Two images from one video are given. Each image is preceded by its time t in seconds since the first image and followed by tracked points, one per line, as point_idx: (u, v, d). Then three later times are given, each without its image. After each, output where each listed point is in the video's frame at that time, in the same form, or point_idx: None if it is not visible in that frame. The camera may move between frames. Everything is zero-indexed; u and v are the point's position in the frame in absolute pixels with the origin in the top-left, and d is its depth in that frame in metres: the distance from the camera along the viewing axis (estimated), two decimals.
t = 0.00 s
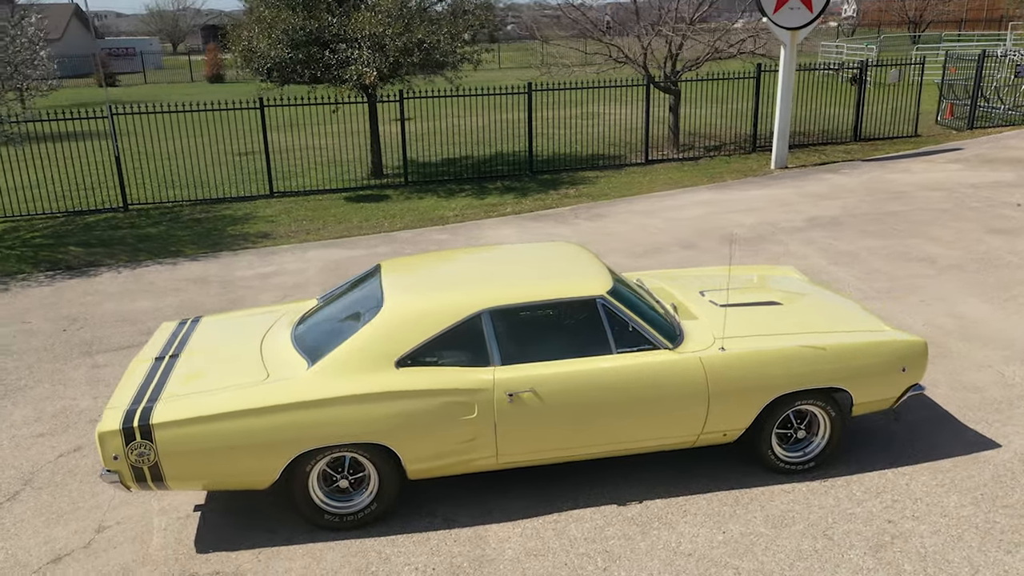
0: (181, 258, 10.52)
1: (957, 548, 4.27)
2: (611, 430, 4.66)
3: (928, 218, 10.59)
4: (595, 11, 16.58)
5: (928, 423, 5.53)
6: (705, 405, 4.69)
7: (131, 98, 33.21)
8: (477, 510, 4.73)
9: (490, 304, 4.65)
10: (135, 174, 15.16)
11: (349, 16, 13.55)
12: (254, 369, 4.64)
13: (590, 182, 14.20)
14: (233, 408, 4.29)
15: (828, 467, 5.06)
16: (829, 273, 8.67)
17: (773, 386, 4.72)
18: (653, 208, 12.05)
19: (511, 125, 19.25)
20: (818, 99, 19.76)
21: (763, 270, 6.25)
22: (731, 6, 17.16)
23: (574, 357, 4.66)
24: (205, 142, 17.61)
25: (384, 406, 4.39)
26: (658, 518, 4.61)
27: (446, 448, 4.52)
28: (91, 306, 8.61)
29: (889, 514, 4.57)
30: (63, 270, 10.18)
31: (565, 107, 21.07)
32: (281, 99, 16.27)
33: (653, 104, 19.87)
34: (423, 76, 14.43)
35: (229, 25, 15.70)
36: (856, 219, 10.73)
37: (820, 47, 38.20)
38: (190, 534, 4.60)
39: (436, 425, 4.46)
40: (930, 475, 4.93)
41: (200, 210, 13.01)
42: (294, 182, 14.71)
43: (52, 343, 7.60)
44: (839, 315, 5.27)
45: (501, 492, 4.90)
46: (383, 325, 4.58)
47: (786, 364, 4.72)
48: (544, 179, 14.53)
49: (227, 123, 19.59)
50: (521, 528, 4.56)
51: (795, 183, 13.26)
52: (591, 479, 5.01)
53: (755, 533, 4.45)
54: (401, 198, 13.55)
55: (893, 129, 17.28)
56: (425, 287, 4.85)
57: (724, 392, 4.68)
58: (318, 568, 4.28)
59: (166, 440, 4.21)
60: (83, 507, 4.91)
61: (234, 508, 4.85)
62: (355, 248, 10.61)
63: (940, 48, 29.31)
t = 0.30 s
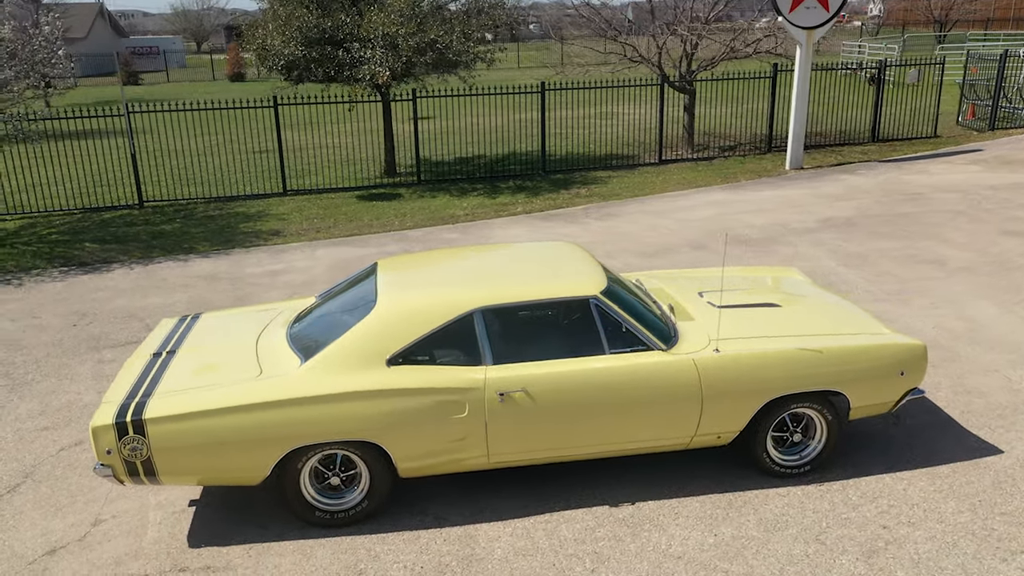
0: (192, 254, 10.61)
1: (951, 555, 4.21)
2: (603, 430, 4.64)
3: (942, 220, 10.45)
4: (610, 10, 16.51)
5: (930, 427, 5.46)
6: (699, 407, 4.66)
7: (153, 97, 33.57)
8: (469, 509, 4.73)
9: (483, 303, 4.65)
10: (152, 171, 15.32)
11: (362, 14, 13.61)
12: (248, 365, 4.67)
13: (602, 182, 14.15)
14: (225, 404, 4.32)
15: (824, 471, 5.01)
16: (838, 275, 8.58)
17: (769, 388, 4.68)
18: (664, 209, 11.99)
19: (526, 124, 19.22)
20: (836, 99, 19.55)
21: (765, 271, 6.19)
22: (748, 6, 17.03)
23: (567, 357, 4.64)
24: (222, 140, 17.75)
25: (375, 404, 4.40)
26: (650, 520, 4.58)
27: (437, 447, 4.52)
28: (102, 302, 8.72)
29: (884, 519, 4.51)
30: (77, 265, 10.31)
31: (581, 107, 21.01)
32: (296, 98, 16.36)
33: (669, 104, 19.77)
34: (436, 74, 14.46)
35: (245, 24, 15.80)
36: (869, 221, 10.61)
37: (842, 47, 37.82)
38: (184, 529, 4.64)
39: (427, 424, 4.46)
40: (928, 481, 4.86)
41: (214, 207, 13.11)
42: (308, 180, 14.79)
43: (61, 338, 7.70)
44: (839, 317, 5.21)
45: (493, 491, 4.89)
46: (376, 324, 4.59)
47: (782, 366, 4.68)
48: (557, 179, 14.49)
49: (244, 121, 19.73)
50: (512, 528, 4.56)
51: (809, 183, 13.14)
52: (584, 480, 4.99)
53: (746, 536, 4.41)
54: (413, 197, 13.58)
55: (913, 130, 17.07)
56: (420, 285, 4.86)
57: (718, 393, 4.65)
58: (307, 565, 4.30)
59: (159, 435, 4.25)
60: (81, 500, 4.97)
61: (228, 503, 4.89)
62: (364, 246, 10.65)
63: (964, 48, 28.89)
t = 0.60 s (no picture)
0: (204, 252, 10.71)
1: (945, 564, 4.14)
2: (595, 432, 4.62)
3: (958, 223, 10.29)
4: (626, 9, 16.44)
5: (932, 433, 5.38)
6: (691, 410, 4.62)
7: (176, 95, 33.95)
8: (460, 509, 4.73)
9: (474, 302, 4.64)
10: (169, 168, 15.49)
11: (375, 13, 13.66)
12: (242, 363, 4.70)
13: (616, 182, 14.09)
14: (216, 401, 4.35)
15: (821, 476, 4.95)
16: (847, 278, 8.48)
17: (763, 392, 4.63)
18: (676, 209, 11.92)
19: (542, 124, 19.21)
20: (856, 99, 19.34)
21: (768, 273, 6.13)
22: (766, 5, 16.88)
23: (559, 358, 4.62)
24: (239, 138, 17.90)
25: (366, 403, 4.41)
26: (641, 524, 4.55)
27: (427, 447, 4.52)
28: (113, 298, 8.82)
29: (879, 526, 4.45)
30: (91, 262, 10.45)
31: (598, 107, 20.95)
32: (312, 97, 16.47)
33: (686, 104, 19.65)
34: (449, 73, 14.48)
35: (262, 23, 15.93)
36: (882, 223, 10.47)
37: (866, 47, 37.38)
38: (177, 524, 4.68)
39: (417, 423, 4.47)
40: (927, 487, 4.79)
41: (229, 205, 13.22)
42: (322, 178, 14.87)
43: (71, 333, 7.80)
44: (839, 321, 5.15)
45: (485, 492, 4.89)
46: (368, 324, 4.60)
47: (776, 369, 4.63)
48: (570, 179, 14.45)
49: (262, 119, 19.89)
50: (501, 529, 4.55)
51: (825, 185, 13.00)
52: (578, 482, 4.97)
53: (737, 541, 4.37)
54: (425, 196, 13.61)
55: (933, 131, 16.83)
56: (413, 285, 4.86)
57: (711, 396, 4.61)
58: (296, 562, 4.32)
59: (151, 431, 4.29)
60: (79, 494, 5.03)
61: (223, 499, 4.92)
62: (374, 245, 10.69)
63: (991, 48, 28.44)
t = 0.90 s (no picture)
0: (216, 249, 10.80)
1: (939, 572, 4.07)
2: (588, 434, 4.60)
3: (975, 225, 10.13)
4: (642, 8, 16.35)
5: (934, 439, 5.30)
6: (685, 413, 4.59)
7: (199, 93, 34.32)
8: (452, 509, 4.73)
9: (468, 302, 4.63)
10: (187, 166, 15.65)
11: (390, 12, 13.69)
12: (237, 360, 4.72)
13: (629, 182, 14.03)
14: (210, 398, 4.38)
15: (818, 481, 4.89)
16: (857, 281, 8.38)
17: (758, 395, 4.59)
18: (689, 209, 11.84)
19: (558, 123, 19.17)
20: (876, 99, 19.09)
21: (771, 275, 6.06)
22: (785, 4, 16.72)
23: (551, 359, 4.60)
24: (257, 136, 18.04)
25: (357, 401, 4.42)
26: (633, 526, 4.52)
27: (419, 446, 4.52)
28: (124, 294, 8.92)
29: (874, 533, 4.39)
30: (105, 258, 10.57)
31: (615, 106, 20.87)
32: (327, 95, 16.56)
33: (704, 104, 19.52)
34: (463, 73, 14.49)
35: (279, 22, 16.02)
36: (896, 225, 10.34)
37: (891, 46, 36.89)
38: (172, 520, 4.72)
39: (408, 423, 4.47)
40: (925, 495, 4.71)
41: (243, 203, 13.33)
42: (337, 177, 14.96)
43: (81, 329, 7.90)
44: (839, 324, 5.08)
45: (478, 492, 4.88)
46: (362, 323, 4.61)
47: (772, 373, 4.58)
48: (584, 179, 14.40)
49: (280, 118, 20.02)
50: (492, 529, 4.54)
51: (840, 186, 12.85)
52: (571, 483, 4.94)
53: (729, 546, 4.33)
54: (438, 195, 13.64)
55: (955, 132, 16.58)
56: (408, 285, 4.86)
57: (705, 399, 4.57)
58: (286, 560, 4.34)
59: (144, 427, 4.33)
60: (77, 488, 5.09)
61: (218, 495, 4.96)
62: (384, 244, 10.72)
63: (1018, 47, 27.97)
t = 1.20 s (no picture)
0: (229, 245, 10.91)
1: None
2: (581, 432, 4.60)
3: (990, 227, 9.99)
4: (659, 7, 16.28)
5: (935, 442, 5.23)
6: (678, 412, 4.57)
7: (221, 92, 34.67)
8: (445, 505, 4.74)
9: (462, 299, 4.65)
10: (204, 163, 15.81)
11: (405, 11, 13.74)
12: (234, 355, 4.77)
13: (643, 182, 13.97)
14: (205, 392, 4.43)
15: (814, 483, 4.85)
16: (867, 283, 8.29)
17: (752, 396, 4.56)
18: (701, 210, 11.78)
19: (574, 123, 19.15)
20: (897, 100, 18.88)
21: (774, 275, 6.03)
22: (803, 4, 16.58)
23: (544, 358, 4.61)
24: (274, 134, 18.18)
25: (350, 397, 4.45)
26: (624, 526, 4.51)
27: (412, 443, 4.55)
28: (136, 289, 9.03)
29: (867, 536, 4.35)
30: (119, 254, 10.70)
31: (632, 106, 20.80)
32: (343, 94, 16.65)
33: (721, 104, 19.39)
34: (478, 72, 14.52)
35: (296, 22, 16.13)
36: (910, 226, 10.22)
37: (916, 46, 36.44)
38: (169, 511, 4.78)
39: (400, 419, 4.49)
40: (923, 498, 4.66)
41: (258, 200, 13.44)
42: (351, 175, 15.05)
43: (92, 323, 8.01)
44: (838, 325, 5.04)
45: (472, 489, 4.90)
46: (357, 320, 4.64)
47: (766, 374, 4.56)
48: (597, 178, 14.38)
49: (298, 116, 20.17)
50: (484, 526, 4.55)
51: (856, 186, 12.73)
52: (565, 482, 4.94)
53: (719, 547, 4.31)
54: (451, 194, 13.67)
55: (975, 133, 16.36)
56: (404, 281, 4.89)
57: (698, 400, 4.55)
58: (279, 553, 4.38)
59: (141, 420, 4.38)
60: (78, 479, 5.17)
61: (216, 488, 5.01)
62: (394, 242, 10.77)
63: None
